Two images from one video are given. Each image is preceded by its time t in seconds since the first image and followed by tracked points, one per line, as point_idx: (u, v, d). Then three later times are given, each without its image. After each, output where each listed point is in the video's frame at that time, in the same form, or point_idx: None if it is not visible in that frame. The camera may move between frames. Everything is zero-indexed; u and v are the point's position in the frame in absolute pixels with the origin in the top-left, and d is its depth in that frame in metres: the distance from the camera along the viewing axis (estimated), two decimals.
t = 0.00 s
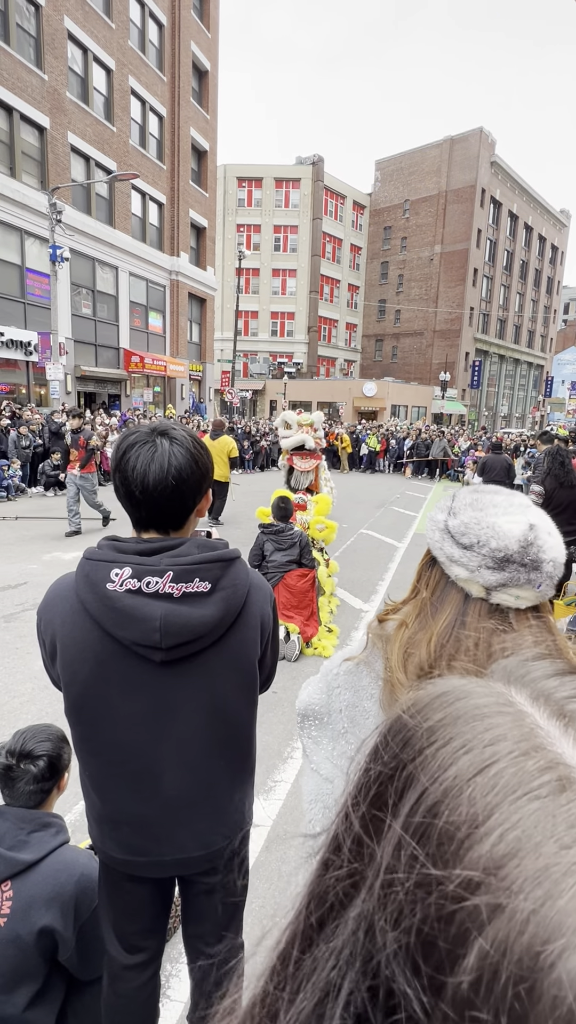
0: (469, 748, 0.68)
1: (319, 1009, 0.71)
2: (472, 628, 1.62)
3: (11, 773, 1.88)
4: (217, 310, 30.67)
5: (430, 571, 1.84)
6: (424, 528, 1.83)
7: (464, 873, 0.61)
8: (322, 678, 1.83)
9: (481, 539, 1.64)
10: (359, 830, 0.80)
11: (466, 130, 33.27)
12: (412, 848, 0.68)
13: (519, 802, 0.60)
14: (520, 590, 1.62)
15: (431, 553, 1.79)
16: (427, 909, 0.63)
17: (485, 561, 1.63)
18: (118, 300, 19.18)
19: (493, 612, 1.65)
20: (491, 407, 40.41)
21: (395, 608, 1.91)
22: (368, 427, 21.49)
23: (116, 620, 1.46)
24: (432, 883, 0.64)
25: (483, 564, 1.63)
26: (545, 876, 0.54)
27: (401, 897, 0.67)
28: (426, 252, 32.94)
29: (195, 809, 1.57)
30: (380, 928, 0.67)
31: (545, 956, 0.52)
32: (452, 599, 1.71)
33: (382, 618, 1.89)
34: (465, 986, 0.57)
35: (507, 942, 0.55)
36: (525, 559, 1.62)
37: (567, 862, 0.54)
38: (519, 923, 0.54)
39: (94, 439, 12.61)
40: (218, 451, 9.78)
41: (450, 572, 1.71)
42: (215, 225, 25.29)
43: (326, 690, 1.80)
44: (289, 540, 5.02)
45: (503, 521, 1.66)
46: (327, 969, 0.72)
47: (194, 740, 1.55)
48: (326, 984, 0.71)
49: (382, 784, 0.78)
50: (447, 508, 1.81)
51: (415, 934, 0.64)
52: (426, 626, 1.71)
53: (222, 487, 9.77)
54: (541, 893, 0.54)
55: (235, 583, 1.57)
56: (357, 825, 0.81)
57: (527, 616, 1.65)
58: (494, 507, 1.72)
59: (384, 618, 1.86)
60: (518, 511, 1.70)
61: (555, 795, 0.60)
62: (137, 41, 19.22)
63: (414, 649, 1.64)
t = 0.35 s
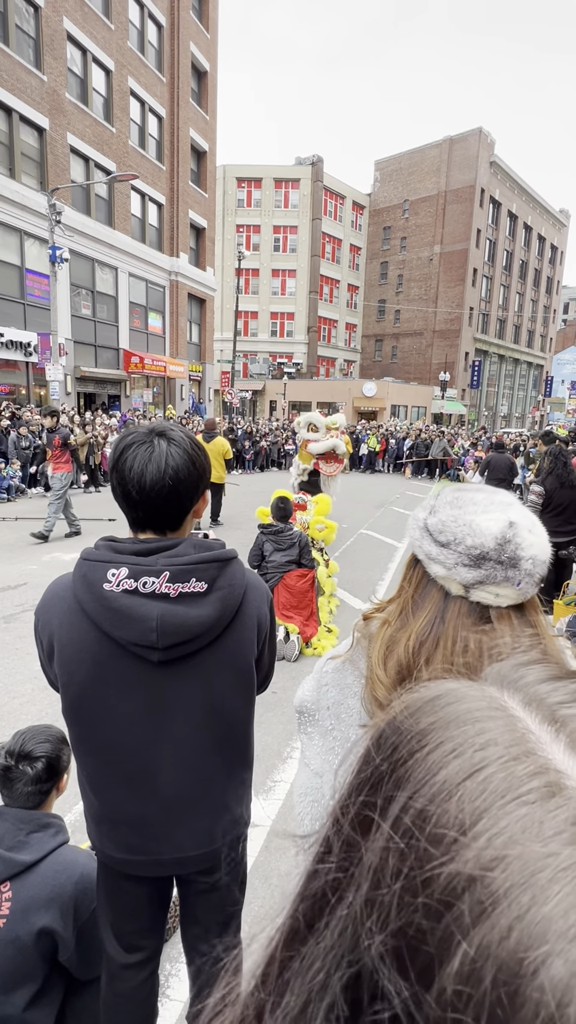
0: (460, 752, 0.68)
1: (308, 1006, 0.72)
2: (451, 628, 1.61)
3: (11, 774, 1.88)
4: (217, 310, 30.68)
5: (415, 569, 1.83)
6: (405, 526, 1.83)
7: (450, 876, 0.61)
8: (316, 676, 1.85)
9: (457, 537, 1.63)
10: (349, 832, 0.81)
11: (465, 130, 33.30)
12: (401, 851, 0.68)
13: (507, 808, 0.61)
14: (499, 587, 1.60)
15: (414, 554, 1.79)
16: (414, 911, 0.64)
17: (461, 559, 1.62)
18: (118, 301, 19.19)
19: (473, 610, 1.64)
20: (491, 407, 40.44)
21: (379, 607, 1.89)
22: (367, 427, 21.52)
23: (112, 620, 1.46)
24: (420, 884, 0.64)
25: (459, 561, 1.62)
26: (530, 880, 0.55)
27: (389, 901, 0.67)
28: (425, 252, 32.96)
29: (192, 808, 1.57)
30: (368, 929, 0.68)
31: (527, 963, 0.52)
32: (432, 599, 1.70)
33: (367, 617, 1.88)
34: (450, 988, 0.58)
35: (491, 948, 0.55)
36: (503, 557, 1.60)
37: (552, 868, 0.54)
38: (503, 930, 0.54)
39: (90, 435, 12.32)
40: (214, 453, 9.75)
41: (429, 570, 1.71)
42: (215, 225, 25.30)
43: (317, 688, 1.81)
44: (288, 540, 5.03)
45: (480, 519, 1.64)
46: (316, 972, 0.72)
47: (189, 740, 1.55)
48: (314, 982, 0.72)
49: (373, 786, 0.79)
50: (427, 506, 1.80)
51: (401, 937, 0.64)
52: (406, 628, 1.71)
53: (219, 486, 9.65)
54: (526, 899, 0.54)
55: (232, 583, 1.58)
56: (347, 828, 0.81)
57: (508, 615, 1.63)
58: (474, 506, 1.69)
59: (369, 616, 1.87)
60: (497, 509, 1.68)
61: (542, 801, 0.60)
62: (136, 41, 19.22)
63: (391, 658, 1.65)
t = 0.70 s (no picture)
0: (435, 739, 0.70)
1: (292, 993, 0.73)
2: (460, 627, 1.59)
3: (9, 771, 1.90)
4: (214, 309, 30.65)
5: (413, 571, 1.81)
6: (403, 531, 1.81)
7: (420, 858, 0.62)
8: (320, 686, 1.84)
9: (460, 537, 1.63)
10: (331, 819, 0.81)
11: (461, 128, 33.30)
12: (376, 836, 0.69)
13: (477, 789, 0.62)
14: (504, 582, 1.61)
15: (413, 554, 1.77)
16: (388, 896, 0.65)
17: (466, 558, 1.62)
18: (114, 300, 19.16)
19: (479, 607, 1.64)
20: (488, 405, 40.47)
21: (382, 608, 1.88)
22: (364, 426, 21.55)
23: (107, 617, 1.47)
24: (393, 867, 0.66)
25: (464, 561, 1.62)
26: (493, 856, 0.57)
27: (366, 885, 0.68)
28: (422, 251, 32.96)
29: (186, 807, 1.58)
30: (345, 912, 0.69)
31: (489, 929, 0.54)
32: (435, 600, 1.68)
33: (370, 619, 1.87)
34: (417, 965, 0.60)
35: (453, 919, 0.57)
36: (506, 552, 1.61)
37: (512, 842, 0.56)
38: (467, 900, 0.56)
39: (89, 433, 12.62)
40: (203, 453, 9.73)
41: (433, 572, 1.69)
42: (211, 224, 25.26)
43: (324, 697, 1.81)
44: (285, 539, 5.05)
45: (479, 517, 1.65)
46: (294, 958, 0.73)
47: (183, 737, 1.56)
48: (296, 963, 0.73)
49: (354, 775, 0.80)
50: (423, 509, 1.80)
51: (374, 919, 0.66)
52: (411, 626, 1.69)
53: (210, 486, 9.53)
54: (486, 871, 0.56)
55: (226, 580, 1.59)
56: (331, 816, 0.82)
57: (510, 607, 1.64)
58: (471, 505, 1.70)
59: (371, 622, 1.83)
60: (492, 506, 1.69)
61: (511, 783, 0.62)
62: (132, 39, 19.16)
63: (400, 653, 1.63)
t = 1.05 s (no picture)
0: (420, 732, 0.71)
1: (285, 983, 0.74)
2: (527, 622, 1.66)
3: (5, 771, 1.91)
4: (207, 306, 30.58)
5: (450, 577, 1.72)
6: (448, 536, 1.70)
7: (405, 843, 0.64)
8: (326, 694, 1.67)
9: (520, 539, 1.67)
10: (321, 811, 0.82)
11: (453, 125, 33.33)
12: (364, 828, 0.71)
13: (457, 777, 0.64)
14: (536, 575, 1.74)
15: (462, 558, 1.69)
16: (374, 885, 0.66)
17: (524, 558, 1.67)
18: (106, 298, 19.07)
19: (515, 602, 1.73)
20: (481, 402, 40.60)
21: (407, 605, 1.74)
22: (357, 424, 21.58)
23: (103, 614, 1.48)
24: (379, 855, 0.67)
25: (523, 562, 1.67)
26: (470, 840, 0.58)
27: (353, 870, 0.69)
28: (415, 248, 32.99)
29: (181, 805, 1.59)
30: (334, 899, 0.70)
31: (465, 907, 0.56)
32: (487, 600, 1.68)
33: (393, 619, 1.68)
34: (398, 947, 0.62)
35: (431, 901, 0.59)
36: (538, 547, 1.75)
37: (486, 827, 0.58)
38: (446, 881, 0.58)
39: (82, 432, 12.46)
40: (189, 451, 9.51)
41: (495, 576, 1.66)
42: (204, 221, 25.17)
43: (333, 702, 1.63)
44: (280, 537, 5.06)
45: (519, 517, 1.73)
46: (285, 948, 0.74)
47: (178, 734, 1.57)
48: (287, 948, 0.74)
49: (343, 769, 0.81)
50: (460, 512, 1.73)
51: (362, 906, 0.67)
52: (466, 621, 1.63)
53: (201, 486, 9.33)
54: (464, 853, 0.58)
55: (222, 578, 1.60)
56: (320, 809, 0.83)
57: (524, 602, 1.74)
58: (507, 510, 1.74)
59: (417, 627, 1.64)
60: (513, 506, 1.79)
61: (489, 769, 0.64)
62: (122, 35, 19.04)
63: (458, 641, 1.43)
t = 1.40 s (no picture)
0: (428, 757, 0.68)
1: (292, 1003, 0.72)
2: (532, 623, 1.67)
3: None
4: (196, 301, 30.41)
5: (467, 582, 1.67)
6: (468, 542, 1.65)
7: (411, 876, 0.62)
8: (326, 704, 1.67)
9: (532, 540, 1.68)
10: (328, 839, 0.80)
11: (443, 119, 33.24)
12: (370, 857, 0.68)
13: (469, 809, 0.61)
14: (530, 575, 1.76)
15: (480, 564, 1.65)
16: (380, 921, 0.64)
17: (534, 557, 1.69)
18: (95, 293, 18.90)
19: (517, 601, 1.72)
20: (471, 397, 40.70)
21: (421, 609, 1.67)
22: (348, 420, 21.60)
23: (95, 619, 1.45)
24: (386, 887, 0.65)
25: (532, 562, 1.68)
26: (483, 880, 0.56)
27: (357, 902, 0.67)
28: (404, 242, 32.94)
29: (177, 806, 1.58)
30: (344, 934, 0.69)
31: (479, 953, 0.53)
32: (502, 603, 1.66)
33: (407, 626, 1.60)
34: (407, 986, 0.59)
35: (443, 943, 0.56)
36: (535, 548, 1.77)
37: (501, 866, 0.55)
38: (458, 923, 0.55)
39: (72, 428, 12.50)
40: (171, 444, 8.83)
41: (511, 580, 1.65)
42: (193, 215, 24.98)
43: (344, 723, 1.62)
44: (272, 534, 5.05)
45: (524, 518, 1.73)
46: (296, 977, 0.73)
47: (174, 736, 1.55)
48: (298, 980, 0.72)
49: (346, 789, 0.79)
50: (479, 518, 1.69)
51: (366, 938, 0.65)
52: (492, 627, 1.58)
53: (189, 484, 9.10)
54: (476, 893, 0.55)
55: (216, 581, 1.58)
56: (326, 831, 0.80)
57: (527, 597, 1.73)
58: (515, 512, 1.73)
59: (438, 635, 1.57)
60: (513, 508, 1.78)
61: (502, 802, 0.61)
62: (109, 25, 18.79)
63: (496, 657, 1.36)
